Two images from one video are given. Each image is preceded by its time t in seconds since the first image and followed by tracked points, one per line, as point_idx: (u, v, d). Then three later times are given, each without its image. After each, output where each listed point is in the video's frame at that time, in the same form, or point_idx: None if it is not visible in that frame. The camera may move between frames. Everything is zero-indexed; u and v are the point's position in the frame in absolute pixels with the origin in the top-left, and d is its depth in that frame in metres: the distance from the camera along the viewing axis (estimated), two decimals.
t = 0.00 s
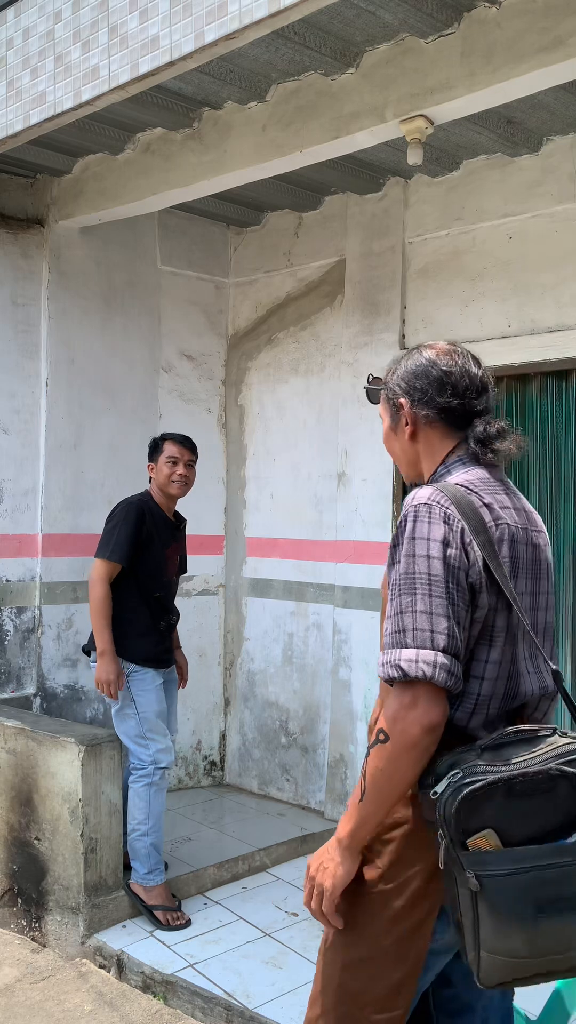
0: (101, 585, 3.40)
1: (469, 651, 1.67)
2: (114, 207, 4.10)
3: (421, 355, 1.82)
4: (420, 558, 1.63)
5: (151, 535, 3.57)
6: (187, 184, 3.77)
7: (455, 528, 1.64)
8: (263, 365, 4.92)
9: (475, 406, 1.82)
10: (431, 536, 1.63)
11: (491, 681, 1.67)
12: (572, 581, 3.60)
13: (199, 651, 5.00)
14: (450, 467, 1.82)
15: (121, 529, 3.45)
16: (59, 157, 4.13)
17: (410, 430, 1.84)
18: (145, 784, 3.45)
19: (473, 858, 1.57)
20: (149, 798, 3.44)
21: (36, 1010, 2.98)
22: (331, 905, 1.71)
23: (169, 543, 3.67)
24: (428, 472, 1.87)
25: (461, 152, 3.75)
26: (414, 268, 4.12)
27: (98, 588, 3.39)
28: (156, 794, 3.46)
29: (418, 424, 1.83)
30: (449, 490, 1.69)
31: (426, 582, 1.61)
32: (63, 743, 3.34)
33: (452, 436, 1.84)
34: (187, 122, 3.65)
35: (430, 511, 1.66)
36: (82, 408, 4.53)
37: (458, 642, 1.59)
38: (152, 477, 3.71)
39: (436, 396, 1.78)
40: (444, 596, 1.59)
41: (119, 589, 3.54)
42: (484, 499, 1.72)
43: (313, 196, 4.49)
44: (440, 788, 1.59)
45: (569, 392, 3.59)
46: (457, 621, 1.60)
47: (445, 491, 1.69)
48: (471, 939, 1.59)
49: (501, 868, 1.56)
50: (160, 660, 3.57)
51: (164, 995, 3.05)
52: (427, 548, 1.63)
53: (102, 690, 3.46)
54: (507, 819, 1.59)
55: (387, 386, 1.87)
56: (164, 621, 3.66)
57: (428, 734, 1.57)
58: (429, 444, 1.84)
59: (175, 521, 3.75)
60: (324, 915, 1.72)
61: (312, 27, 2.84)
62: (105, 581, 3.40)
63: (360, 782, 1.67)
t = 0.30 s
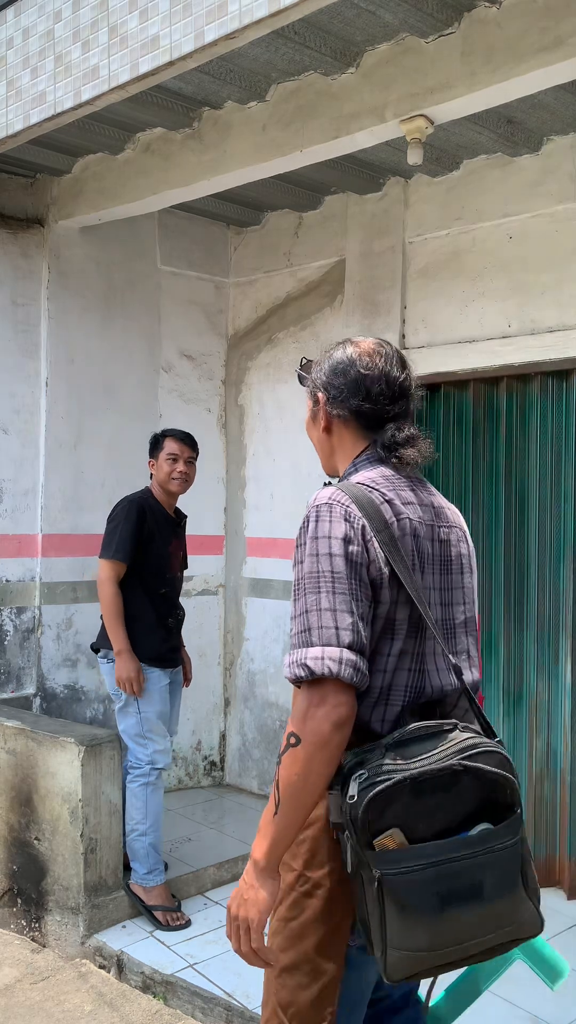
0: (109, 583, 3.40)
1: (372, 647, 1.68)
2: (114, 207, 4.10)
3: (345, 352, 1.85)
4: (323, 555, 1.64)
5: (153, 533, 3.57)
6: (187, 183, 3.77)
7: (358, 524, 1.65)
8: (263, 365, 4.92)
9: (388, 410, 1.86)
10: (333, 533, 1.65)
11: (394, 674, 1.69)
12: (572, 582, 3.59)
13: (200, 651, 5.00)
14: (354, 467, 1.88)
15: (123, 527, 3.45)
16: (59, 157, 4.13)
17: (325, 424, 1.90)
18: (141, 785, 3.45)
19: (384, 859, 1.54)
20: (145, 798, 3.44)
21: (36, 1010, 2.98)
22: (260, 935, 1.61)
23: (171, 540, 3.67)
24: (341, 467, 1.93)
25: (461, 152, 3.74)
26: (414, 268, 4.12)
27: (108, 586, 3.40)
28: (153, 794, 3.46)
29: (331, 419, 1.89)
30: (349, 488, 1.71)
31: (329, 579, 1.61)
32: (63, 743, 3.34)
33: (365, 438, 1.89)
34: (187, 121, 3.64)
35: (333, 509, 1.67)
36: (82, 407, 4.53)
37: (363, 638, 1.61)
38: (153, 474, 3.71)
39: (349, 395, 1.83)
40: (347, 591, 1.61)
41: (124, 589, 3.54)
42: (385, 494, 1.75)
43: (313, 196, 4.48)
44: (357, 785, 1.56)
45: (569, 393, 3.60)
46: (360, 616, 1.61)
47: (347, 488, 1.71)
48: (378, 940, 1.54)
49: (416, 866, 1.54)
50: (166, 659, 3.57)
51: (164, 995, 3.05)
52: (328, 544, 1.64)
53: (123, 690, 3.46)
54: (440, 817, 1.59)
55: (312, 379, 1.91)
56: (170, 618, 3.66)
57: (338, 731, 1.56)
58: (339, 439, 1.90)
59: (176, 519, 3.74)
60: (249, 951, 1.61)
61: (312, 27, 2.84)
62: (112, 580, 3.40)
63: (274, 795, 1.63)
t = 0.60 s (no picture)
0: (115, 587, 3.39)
1: (343, 642, 1.74)
2: (114, 207, 4.10)
3: (340, 355, 1.89)
4: (298, 548, 1.73)
5: (154, 534, 3.57)
6: (186, 183, 3.77)
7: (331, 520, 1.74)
8: (263, 365, 4.92)
9: (379, 412, 1.90)
10: (306, 528, 1.74)
11: (365, 671, 1.74)
12: (572, 582, 3.60)
13: (200, 651, 5.00)
14: (344, 466, 1.92)
15: (124, 528, 3.44)
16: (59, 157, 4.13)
17: (318, 424, 1.95)
18: (139, 786, 3.45)
19: (279, 834, 1.63)
20: (144, 799, 3.45)
21: (36, 1010, 2.98)
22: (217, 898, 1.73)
23: (171, 541, 3.67)
24: (332, 465, 1.98)
25: (461, 152, 3.75)
26: (414, 268, 4.12)
27: (115, 590, 3.38)
28: (151, 795, 3.46)
29: (324, 419, 1.93)
30: (328, 484, 1.79)
31: (301, 572, 1.70)
32: (63, 743, 3.34)
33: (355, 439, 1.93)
34: (187, 121, 3.64)
35: (309, 504, 1.76)
36: (81, 407, 4.53)
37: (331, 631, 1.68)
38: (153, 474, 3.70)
39: (342, 396, 1.87)
40: (318, 585, 1.69)
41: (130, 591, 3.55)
42: (364, 493, 1.82)
43: (313, 196, 4.48)
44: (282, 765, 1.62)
45: (569, 393, 3.61)
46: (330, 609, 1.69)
47: (325, 485, 1.79)
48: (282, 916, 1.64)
49: (290, 852, 1.58)
50: (170, 658, 3.60)
51: (164, 995, 3.04)
52: (305, 540, 1.73)
53: (136, 690, 3.45)
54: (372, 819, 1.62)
55: (307, 380, 1.96)
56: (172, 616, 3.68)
57: (299, 715, 1.66)
58: (332, 438, 1.95)
59: (176, 519, 3.75)
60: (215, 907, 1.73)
61: (313, 27, 2.84)
62: (118, 584, 3.39)
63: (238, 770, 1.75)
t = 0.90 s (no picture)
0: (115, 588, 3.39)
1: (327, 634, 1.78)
2: (114, 207, 4.10)
3: (356, 361, 1.95)
4: (285, 543, 1.80)
5: (154, 534, 3.57)
6: (186, 184, 3.77)
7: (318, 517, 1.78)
8: (263, 365, 4.92)
9: (392, 418, 1.95)
10: (294, 524, 1.80)
11: (346, 663, 1.78)
12: (572, 582, 3.60)
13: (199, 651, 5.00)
14: (353, 467, 1.96)
15: (123, 528, 3.44)
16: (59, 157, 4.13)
17: (332, 426, 2.00)
18: (139, 785, 3.46)
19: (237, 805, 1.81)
20: (143, 799, 3.45)
21: (36, 1010, 2.98)
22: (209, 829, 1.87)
23: (171, 541, 3.67)
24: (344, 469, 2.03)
25: (461, 152, 3.74)
26: (414, 268, 4.11)
27: (115, 593, 3.38)
28: (150, 795, 3.47)
29: (338, 422, 1.98)
30: (321, 482, 1.83)
31: (284, 565, 1.78)
32: (62, 743, 3.34)
33: (367, 443, 1.98)
34: (187, 121, 3.64)
35: (300, 501, 1.82)
36: (81, 407, 4.53)
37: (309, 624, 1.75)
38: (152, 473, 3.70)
39: (357, 400, 1.92)
40: (298, 579, 1.76)
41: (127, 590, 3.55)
42: (357, 492, 1.85)
43: (313, 196, 4.48)
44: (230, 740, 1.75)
45: (569, 393, 3.60)
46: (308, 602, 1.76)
47: (319, 482, 1.83)
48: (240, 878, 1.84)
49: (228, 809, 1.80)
50: (168, 658, 3.59)
51: (164, 995, 3.04)
52: (289, 534, 1.79)
53: (130, 692, 3.45)
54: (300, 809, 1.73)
55: (324, 384, 2.01)
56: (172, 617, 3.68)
57: (268, 696, 1.75)
58: (346, 442, 2.00)
59: (176, 518, 3.75)
60: (202, 839, 1.87)
61: (312, 27, 2.84)
62: (119, 585, 3.39)
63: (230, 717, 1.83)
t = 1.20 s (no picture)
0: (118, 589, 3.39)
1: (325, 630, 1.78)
2: (114, 207, 4.10)
3: (358, 366, 1.95)
4: (283, 542, 1.81)
5: (154, 534, 3.57)
6: (186, 184, 3.77)
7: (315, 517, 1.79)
8: (263, 365, 4.91)
9: (394, 422, 1.96)
10: (292, 524, 1.81)
11: (345, 660, 1.77)
12: (572, 582, 3.60)
13: (199, 651, 5.00)
14: (354, 469, 1.97)
15: (124, 527, 3.44)
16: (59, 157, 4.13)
17: (335, 430, 2.01)
18: (138, 786, 3.46)
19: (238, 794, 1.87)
20: (144, 799, 3.45)
21: (36, 1010, 2.98)
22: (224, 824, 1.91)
23: (170, 540, 3.66)
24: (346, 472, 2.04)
25: (461, 152, 3.74)
26: (413, 268, 4.11)
27: (118, 593, 3.38)
28: (150, 795, 3.47)
29: (341, 425, 1.99)
30: (319, 482, 1.84)
31: (281, 563, 1.79)
32: (62, 743, 3.34)
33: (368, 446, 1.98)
34: (187, 121, 3.64)
35: (299, 501, 1.83)
36: (81, 407, 4.53)
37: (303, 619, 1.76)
38: (153, 473, 3.71)
39: (359, 404, 1.92)
40: (292, 576, 1.77)
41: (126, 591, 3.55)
42: (354, 492, 1.85)
43: (313, 196, 4.48)
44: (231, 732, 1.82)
45: (569, 393, 3.60)
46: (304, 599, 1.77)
47: (317, 482, 1.84)
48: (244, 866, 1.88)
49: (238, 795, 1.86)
50: (167, 659, 3.58)
51: (163, 995, 3.04)
52: (288, 534, 1.81)
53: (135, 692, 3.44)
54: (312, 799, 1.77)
55: (327, 387, 2.02)
56: (171, 617, 3.68)
57: (267, 687, 1.78)
58: (349, 446, 2.01)
59: (175, 518, 3.75)
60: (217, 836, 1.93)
61: (312, 27, 2.84)
62: (121, 585, 3.40)
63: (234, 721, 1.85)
